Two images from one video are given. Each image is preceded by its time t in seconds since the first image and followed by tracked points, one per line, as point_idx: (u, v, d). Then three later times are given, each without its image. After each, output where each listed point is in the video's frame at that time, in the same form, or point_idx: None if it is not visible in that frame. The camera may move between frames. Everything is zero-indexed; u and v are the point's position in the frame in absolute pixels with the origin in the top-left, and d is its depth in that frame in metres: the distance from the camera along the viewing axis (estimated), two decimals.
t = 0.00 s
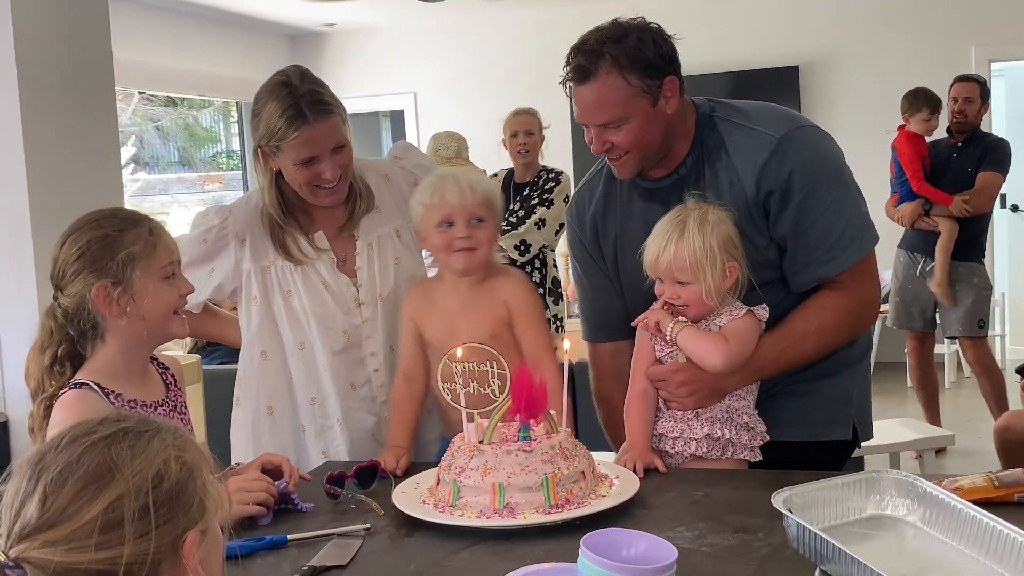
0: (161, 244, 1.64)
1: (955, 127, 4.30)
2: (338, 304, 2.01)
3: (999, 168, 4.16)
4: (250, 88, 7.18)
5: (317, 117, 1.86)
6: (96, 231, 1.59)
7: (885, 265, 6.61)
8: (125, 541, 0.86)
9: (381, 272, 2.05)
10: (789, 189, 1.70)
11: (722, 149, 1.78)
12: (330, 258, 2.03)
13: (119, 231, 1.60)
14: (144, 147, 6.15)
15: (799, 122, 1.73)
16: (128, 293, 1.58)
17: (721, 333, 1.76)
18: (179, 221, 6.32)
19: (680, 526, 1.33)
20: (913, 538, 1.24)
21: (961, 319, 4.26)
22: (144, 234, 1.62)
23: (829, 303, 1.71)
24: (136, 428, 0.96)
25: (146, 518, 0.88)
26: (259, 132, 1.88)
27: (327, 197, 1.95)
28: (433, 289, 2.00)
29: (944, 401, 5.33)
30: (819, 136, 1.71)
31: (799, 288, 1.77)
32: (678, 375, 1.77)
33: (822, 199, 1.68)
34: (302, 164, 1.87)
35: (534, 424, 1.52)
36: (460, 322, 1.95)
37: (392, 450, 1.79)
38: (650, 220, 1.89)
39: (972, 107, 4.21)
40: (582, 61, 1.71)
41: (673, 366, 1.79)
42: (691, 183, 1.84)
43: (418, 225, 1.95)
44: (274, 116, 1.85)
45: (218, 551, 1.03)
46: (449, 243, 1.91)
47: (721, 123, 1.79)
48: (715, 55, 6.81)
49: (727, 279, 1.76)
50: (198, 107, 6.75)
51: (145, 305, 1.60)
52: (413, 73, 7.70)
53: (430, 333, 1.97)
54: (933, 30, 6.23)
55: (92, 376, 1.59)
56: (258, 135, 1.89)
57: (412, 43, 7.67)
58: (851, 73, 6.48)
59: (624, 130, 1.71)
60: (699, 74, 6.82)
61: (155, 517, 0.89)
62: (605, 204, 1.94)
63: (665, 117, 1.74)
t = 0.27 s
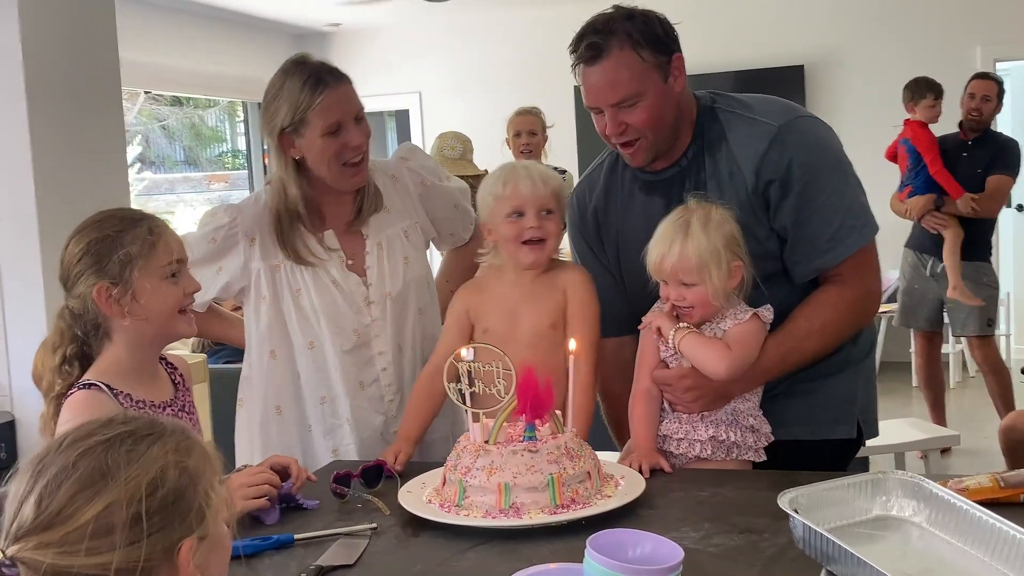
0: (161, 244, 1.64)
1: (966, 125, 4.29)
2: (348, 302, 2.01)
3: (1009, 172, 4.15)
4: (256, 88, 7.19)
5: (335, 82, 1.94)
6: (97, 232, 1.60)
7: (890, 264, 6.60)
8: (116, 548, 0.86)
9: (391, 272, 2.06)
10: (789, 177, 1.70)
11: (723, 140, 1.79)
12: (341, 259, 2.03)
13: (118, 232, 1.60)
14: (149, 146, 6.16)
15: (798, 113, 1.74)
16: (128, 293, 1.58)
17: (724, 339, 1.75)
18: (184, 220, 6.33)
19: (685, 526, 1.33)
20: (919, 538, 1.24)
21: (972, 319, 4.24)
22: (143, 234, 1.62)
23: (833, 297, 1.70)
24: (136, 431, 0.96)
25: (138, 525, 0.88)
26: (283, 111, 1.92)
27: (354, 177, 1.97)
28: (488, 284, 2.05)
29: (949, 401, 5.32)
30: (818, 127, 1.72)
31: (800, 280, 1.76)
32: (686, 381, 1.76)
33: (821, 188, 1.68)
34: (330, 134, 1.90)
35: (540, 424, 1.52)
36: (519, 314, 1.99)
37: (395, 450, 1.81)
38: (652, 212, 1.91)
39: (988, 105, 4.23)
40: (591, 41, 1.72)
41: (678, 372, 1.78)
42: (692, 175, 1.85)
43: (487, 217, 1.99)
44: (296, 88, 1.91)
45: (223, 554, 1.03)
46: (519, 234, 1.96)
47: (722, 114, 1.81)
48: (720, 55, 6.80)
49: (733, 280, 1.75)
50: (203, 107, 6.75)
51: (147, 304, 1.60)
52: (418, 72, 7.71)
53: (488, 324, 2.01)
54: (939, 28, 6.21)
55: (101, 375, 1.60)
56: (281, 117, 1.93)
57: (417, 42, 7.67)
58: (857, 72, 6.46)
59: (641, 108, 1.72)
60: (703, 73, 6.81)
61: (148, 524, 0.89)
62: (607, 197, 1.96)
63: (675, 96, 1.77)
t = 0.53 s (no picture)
0: (167, 246, 1.63)
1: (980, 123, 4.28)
2: (369, 299, 2.02)
3: None
4: (265, 87, 7.20)
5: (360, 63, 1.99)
6: (101, 237, 1.61)
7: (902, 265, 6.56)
8: (104, 562, 0.87)
9: (410, 269, 2.07)
10: (801, 180, 1.70)
11: (734, 145, 1.79)
12: (361, 253, 2.03)
13: (123, 237, 1.60)
14: (160, 145, 6.17)
15: (809, 117, 1.74)
16: (139, 296, 1.59)
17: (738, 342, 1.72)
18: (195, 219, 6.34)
19: (699, 533, 1.32)
20: (936, 547, 1.23)
21: (990, 319, 4.22)
22: (146, 237, 1.61)
23: (845, 302, 1.69)
24: (137, 440, 0.96)
25: (125, 541, 0.88)
26: (312, 92, 1.95)
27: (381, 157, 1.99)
28: (487, 290, 2.04)
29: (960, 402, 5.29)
30: (829, 130, 1.72)
31: (813, 286, 1.75)
32: (695, 385, 1.70)
33: (833, 192, 1.68)
34: (362, 108, 1.95)
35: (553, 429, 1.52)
36: (521, 319, 1.99)
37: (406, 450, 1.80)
38: (661, 218, 1.90)
39: (1000, 105, 4.22)
40: (598, 48, 1.73)
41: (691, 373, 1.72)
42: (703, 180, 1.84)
43: (491, 220, 1.98)
44: (326, 67, 1.96)
45: (234, 562, 1.02)
46: (525, 237, 1.95)
47: (733, 118, 1.81)
48: (730, 54, 6.77)
49: (759, 275, 1.75)
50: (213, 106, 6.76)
51: (158, 306, 1.60)
52: (428, 71, 7.70)
53: (491, 333, 2.01)
54: (951, 28, 6.18)
55: (123, 374, 1.60)
56: (313, 97, 1.95)
57: (426, 41, 7.67)
58: (867, 71, 6.43)
59: (652, 112, 1.72)
60: (713, 72, 6.78)
61: (136, 540, 0.89)
62: (616, 203, 1.96)
63: (685, 98, 1.77)
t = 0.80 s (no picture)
0: (168, 245, 1.61)
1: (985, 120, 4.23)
2: (376, 292, 2.03)
3: None
4: (271, 85, 7.20)
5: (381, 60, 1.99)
6: (107, 237, 1.61)
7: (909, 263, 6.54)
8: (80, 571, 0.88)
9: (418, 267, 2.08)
10: (811, 183, 1.68)
11: (743, 147, 1.77)
12: (368, 246, 2.03)
13: (129, 237, 1.60)
14: (165, 143, 6.18)
15: (819, 117, 1.72)
16: (150, 294, 1.58)
17: (749, 340, 1.73)
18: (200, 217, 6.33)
19: (710, 534, 1.31)
20: (950, 550, 1.22)
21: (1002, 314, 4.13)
22: (155, 234, 1.61)
23: (856, 302, 1.67)
24: (134, 446, 0.96)
25: (101, 551, 0.88)
26: (331, 81, 1.96)
27: (389, 153, 1.99)
28: (431, 299, 1.98)
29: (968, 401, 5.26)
30: (839, 131, 1.69)
31: (823, 287, 1.74)
32: (706, 382, 1.74)
33: (845, 194, 1.66)
34: (377, 103, 1.96)
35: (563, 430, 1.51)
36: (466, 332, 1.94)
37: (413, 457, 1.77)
38: (671, 220, 1.89)
39: (1006, 101, 4.15)
40: (598, 78, 1.68)
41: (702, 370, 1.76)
42: (713, 181, 1.83)
43: (424, 232, 1.94)
44: (348, 59, 1.97)
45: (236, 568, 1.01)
46: (459, 250, 1.91)
47: (741, 120, 1.78)
48: (737, 51, 6.74)
49: (770, 273, 1.75)
50: (218, 104, 6.75)
51: (167, 304, 1.59)
52: (433, 69, 7.69)
53: (436, 346, 1.95)
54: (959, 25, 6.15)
55: (136, 373, 1.59)
56: (331, 86, 1.96)
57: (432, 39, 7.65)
58: (875, 69, 6.40)
59: (665, 128, 1.69)
60: (720, 70, 6.76)
61: (113, 550, 0.88)
62: (623, 205, 1.93)
63: (691, 106, 1.73)
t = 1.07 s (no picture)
0: (165, 245, 1.62)
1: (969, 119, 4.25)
2: (373, 292, 2.02)
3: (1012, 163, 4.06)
4: (270, 86, 7.19)
5: (378, 67, 1.96)
6: (103, 235, 1.61)
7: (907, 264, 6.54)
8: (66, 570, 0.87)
9: (416, 266, 2.08)
10: (808, 188, 1.68)
11: (739, 151, 1.77)
12: (365, 244, 2.02)
13: (124, 236, 1.60)
14: (163, 143, 6.16)
15: (815, 121, 1.71)
16: (141, 294, 1.58)
17: (747, 343, 1.73)
18: (198, 218, 6.31)
19: (707, 536, 1.31)
20: (948, 552, 1.21)
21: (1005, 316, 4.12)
22: (150, 234, 1.62)
23: (855, 304, 1.67)
24: (128, 449, 0.95)
25: (88, 552, 0.87)
26: (325, 83, 1.96)
27: (377, 161, 1.96)
28: (434, 296, 1.99)
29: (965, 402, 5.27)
30: (836, 134, 1.69)
31: (821, 291, 1.74)
32: (702, 386, 1.71)
33: (842, 197, 1.65)
34: (362, 112, 1.92)
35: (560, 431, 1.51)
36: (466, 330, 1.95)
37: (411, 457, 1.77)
38: (667, 224, 1.89)
39: (987, 100, 4.16)
40: (590, 96, 1.68)
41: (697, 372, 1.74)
42: (708, 185, 1.83)
43: (425, 236, 1.94)
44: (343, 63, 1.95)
45: None
46: (458, 261, 1.91)
47: (737, 124, 1.78)
48: (735, 53, 6.74)
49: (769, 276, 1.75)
50: (217, 104, 6.74)
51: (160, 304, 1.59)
52: (432, 69, 7.68)
53: (436, 340, 1.95)
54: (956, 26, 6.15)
55: (122, 377, 1.58)
56: (322, 88, 1.96)
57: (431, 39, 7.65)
58: (872, 70, 6.41)
59: (661, 139, 1.68)
60: (719, 71, 6.76)
61: (99, 551, 0.87)
62: (620, 208, 1.93)
63: (686, 113, 1.73)
